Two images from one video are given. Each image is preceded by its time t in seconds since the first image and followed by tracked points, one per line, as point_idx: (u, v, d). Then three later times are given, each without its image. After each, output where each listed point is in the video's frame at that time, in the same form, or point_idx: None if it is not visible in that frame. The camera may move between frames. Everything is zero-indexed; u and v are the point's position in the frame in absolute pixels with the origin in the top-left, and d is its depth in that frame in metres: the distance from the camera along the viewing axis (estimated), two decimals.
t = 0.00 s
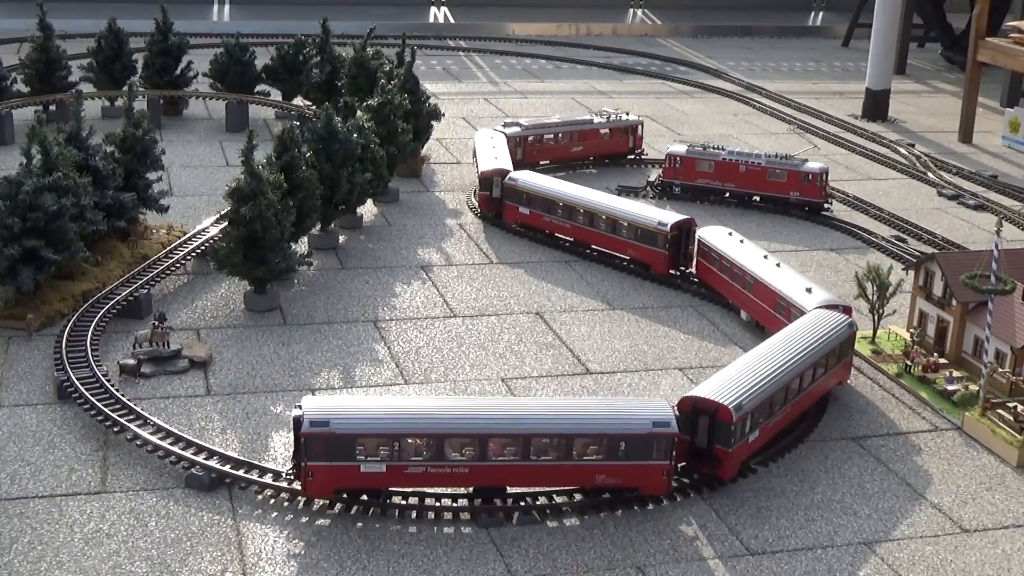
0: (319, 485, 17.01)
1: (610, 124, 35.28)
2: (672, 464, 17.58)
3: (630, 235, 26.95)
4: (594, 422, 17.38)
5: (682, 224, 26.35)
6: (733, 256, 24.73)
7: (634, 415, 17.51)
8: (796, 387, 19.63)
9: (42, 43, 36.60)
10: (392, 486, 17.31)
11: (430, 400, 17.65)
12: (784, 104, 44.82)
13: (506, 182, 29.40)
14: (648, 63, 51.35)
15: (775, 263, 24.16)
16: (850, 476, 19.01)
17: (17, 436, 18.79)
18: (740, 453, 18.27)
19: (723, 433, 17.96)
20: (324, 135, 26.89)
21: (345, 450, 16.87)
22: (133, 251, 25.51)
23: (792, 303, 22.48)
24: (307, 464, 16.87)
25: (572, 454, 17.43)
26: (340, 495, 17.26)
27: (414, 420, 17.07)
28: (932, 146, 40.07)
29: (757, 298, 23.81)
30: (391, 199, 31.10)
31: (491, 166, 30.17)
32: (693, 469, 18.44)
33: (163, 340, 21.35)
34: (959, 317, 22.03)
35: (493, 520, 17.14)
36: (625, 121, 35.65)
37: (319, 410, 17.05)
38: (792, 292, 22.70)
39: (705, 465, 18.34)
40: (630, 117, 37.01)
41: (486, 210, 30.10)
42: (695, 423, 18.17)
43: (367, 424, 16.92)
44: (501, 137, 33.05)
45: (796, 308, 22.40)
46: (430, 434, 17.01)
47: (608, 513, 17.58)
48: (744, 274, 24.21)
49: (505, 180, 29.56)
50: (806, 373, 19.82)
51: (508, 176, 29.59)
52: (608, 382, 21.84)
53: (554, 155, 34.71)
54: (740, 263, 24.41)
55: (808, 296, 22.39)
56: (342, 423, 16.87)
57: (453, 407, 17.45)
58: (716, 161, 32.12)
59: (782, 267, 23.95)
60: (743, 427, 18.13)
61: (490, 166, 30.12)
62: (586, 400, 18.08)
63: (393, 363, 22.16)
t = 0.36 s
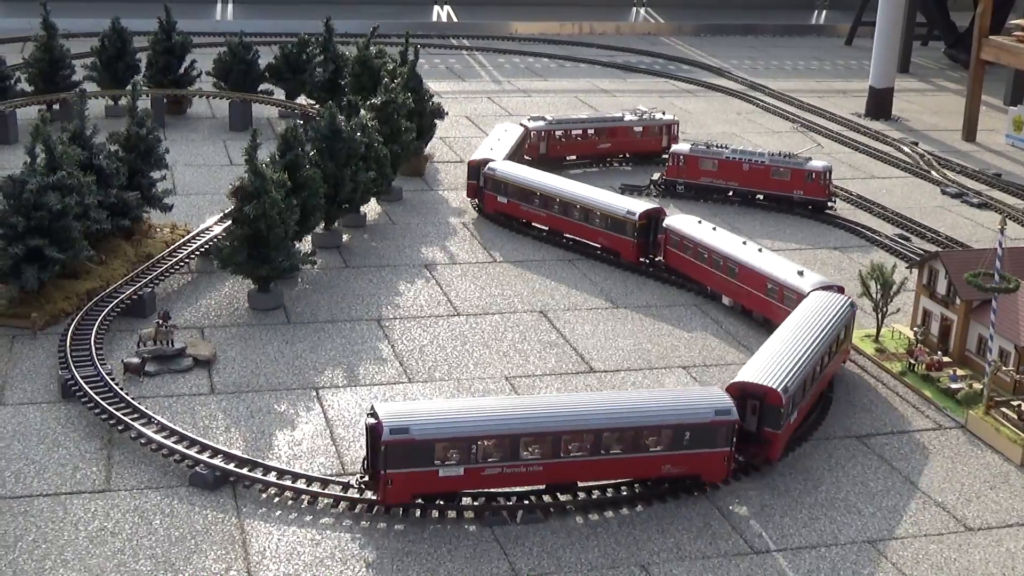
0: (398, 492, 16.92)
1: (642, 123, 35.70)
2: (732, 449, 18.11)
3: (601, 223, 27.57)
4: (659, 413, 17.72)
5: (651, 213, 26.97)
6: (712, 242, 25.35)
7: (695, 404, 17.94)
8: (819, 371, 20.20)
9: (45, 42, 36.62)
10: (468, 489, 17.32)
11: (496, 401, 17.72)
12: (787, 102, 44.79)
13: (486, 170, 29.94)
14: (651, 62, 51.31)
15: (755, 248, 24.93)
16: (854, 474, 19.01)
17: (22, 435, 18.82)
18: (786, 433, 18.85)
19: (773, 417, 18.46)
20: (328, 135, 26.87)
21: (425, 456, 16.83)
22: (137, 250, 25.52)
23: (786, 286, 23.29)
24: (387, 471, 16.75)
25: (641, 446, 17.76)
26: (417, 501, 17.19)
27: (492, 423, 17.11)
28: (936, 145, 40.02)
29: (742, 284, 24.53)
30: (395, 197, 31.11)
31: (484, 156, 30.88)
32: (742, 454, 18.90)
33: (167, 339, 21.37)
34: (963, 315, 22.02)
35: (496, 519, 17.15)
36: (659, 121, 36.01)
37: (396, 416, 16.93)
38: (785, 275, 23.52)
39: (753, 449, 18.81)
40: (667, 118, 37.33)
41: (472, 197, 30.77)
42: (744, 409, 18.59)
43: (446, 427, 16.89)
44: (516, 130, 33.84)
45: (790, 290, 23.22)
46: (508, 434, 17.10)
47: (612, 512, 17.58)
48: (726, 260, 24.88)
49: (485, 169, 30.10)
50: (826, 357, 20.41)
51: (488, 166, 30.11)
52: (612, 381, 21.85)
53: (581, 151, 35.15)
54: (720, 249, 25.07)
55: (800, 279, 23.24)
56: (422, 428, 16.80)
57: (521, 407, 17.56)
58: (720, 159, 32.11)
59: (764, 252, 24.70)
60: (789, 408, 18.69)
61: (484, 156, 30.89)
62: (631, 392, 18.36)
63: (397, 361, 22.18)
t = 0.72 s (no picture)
0: (476, 493, 16.94)
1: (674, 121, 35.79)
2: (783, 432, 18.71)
3: (576, 212, 28.06)
4: (718, 400, 18.12)
5: (621, 203, 27.53)
6: (688, 231, 25.92)
7: (749, 389, 18.43)
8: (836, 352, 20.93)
9: (49, 40, 36.66)
10: (543, 486, 17.44)
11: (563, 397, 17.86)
12: (791, 101, 44.76)
13: (472, 161, 30.50)
14: (655, 61, 51.28)
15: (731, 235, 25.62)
16: (857, 473, 19.00)
17: (25, 433, 18.84)
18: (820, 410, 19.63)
19: (813, 396, 19.22)
20: (331, 133, 26.88)
21: (504, 456, 16.87)
22: (140, 248, 25.55)
23: (772, 269, 23.93)
24: (470, 473, 16.75)
25: (702, 434, 18.16)
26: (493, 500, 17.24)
27: (565, 419, 17.27)
28: (939, 144, 39.98)
29: (724, 270, 25.14)
30: (398, 196, 31.11)
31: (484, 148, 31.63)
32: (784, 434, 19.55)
33: (171, 337, 21.39)
34: (966, 314, 21.99)
35: (499, 518, 17.15)
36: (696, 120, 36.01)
37: (473, 417, 16.90)
38: (770, 258, 24.14)
39: (792, 428, 19.52)
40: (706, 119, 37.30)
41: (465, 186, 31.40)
42: (786, 392, 19.12)
43: (524, 427, 16.96)
44: (539, 124, 34.66)
45: (776, 273, 23.86)
46: (583, 430, 17.29)
47: (615, 510, 17.58)
48: (706, 247, 25.47)
49: (471, 160, 30.65)
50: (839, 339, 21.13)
51: (474, 157, 30.66)
52: (615, 379, 21.85)
53: (610, 148, 35.45)
54: (698, 236, 25.65)
55: (785, 262, 23.90)
56: (502, 428, 16.86)
57: (588, 401, 17.74)
58: (723, 158, 32.10)
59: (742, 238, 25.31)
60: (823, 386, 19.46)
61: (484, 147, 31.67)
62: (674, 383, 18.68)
63: (400, 360, 22.18)
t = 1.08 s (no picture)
0: (557, 491, 17.11)
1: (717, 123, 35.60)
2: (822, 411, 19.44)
3: (552, 203, 28.69)
4: (766, 387, 18.67)
5: (593, 192, 28.07)
6: (664, 219, 26.58)
7: (791, 374, 19.04)
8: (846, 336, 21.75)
9: (53, 39, 36.70)
10: (614, 479, 17.71)
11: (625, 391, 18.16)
12: (795, 100, 44.73)
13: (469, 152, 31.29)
14: (659, 60, 51.25)
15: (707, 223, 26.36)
16: (861, 472, 18.98)
17: (29, 431, 18.87)
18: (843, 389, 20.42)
19: (841, 375, 20.01)
20: (335, 132, 26.98)
21: (582, 453, 17.10)
22: (144, 247, 25.57)
23: (753, 254, 24.69)
24: (551, 471, 16.92)
25: (753, 420, 18.69)
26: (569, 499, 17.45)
27: (634, 412, 17.57)
28: (944, 143, 39.94)
29: (703, 257, 25.85)
30: (401, 194, 31.10)
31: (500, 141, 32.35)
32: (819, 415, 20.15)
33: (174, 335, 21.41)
34: (970, 313, 21.97)
35: (502, 517, 17.13)
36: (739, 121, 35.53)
37: (548, 416, 17.07)
38: (750, 245, 24.88)
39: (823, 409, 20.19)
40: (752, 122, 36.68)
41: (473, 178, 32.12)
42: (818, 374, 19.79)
43: (599, 422, 17.21)
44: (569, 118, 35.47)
45: (758, 258, 24.62)
46: (650, 422, 17.63)
47: (618, 509, 17.57)
48: (684, 235, 26.14)
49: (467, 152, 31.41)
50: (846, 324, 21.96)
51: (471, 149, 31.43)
52: (618, 379, 21.83)
53: (642, 146, 35.72)
54: (675, 225, 26.32)
55: (765, 247, 24.65)
56: (579, 425, 17.06)
57: (646, 394, 18.06)
58: (727, 157, 32.08)
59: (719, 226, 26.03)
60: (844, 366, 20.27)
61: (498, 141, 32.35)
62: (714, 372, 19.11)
63: (403, 358, 22.18)
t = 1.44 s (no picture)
0: (633, 483, 17.30)
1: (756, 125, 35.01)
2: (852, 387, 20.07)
3: (528, 190, 29.25)
4: (806, 367, 19.20)
5: (564, 180, 28.58)
6: (640, 206, 27.16)
7: (821, 353, 19.61)
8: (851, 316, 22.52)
9: (59, 37, 36.74)
10: (680, 468, 17.97)
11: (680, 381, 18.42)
12: (800, 97, 44.68)
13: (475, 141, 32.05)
14: (665, 57, 51.19)
15: (680, 208, 27.02)
16: (867, 468, 18.96)
17: (36, 428, 18.92)
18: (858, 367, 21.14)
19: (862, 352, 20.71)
20: (341, 129, 27.01)
21: (655, 444, 17.34)
22: (150, 244, 25.60)
23: (730, 239, 25.41)
24: (629, 464, 17.10)
25: (795, 401, 19.17)
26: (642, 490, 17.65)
27: (697, 400, 17.87)
28: (950, 139, 39.86)
29: (678, 242, 26.49)
30: (406, 191, 31.12)
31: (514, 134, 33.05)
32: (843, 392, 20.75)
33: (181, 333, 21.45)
34: (976, 310, 21.94)
35: (509, 513, 17.13)
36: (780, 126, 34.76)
37: (622, 410, 17.26)
38: (726, 229, 25.60)
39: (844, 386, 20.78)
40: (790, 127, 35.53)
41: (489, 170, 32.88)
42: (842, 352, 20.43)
43: (669, 413, 17.46)
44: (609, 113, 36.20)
45: (735, 243, 25.36)
46: (711, 409, 17.94)
47: (624, 506, 17.56)
48: (659, 221, 26.74)
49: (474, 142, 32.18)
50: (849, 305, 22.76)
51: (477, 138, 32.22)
52: (624, 375, 21.83)
53: (674, 144, 35.75)
54: (651, 211, 26.92)
55: (740, 231, 25.41)
56: (651, 417, 17.29)
57: (700, 383, 18.33)
58: (732, 154, 32.09)
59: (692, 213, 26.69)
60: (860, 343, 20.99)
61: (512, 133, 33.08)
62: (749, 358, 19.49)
63: (409, 355, 22.20)
